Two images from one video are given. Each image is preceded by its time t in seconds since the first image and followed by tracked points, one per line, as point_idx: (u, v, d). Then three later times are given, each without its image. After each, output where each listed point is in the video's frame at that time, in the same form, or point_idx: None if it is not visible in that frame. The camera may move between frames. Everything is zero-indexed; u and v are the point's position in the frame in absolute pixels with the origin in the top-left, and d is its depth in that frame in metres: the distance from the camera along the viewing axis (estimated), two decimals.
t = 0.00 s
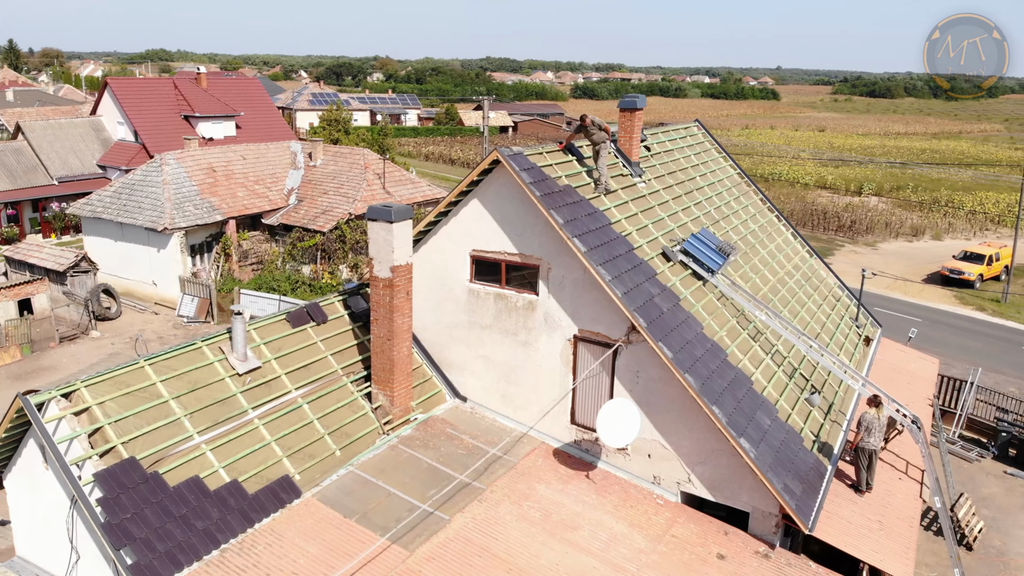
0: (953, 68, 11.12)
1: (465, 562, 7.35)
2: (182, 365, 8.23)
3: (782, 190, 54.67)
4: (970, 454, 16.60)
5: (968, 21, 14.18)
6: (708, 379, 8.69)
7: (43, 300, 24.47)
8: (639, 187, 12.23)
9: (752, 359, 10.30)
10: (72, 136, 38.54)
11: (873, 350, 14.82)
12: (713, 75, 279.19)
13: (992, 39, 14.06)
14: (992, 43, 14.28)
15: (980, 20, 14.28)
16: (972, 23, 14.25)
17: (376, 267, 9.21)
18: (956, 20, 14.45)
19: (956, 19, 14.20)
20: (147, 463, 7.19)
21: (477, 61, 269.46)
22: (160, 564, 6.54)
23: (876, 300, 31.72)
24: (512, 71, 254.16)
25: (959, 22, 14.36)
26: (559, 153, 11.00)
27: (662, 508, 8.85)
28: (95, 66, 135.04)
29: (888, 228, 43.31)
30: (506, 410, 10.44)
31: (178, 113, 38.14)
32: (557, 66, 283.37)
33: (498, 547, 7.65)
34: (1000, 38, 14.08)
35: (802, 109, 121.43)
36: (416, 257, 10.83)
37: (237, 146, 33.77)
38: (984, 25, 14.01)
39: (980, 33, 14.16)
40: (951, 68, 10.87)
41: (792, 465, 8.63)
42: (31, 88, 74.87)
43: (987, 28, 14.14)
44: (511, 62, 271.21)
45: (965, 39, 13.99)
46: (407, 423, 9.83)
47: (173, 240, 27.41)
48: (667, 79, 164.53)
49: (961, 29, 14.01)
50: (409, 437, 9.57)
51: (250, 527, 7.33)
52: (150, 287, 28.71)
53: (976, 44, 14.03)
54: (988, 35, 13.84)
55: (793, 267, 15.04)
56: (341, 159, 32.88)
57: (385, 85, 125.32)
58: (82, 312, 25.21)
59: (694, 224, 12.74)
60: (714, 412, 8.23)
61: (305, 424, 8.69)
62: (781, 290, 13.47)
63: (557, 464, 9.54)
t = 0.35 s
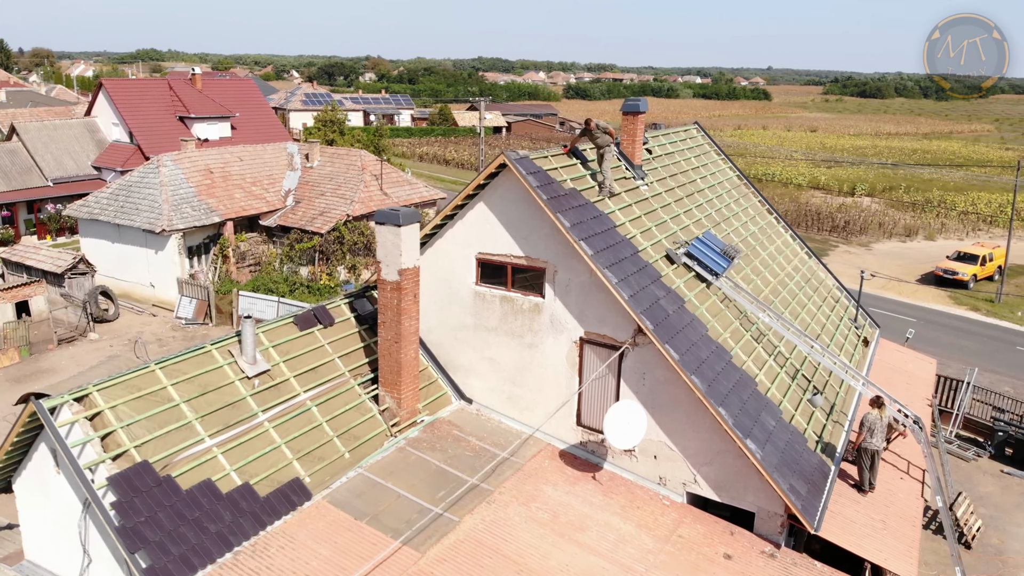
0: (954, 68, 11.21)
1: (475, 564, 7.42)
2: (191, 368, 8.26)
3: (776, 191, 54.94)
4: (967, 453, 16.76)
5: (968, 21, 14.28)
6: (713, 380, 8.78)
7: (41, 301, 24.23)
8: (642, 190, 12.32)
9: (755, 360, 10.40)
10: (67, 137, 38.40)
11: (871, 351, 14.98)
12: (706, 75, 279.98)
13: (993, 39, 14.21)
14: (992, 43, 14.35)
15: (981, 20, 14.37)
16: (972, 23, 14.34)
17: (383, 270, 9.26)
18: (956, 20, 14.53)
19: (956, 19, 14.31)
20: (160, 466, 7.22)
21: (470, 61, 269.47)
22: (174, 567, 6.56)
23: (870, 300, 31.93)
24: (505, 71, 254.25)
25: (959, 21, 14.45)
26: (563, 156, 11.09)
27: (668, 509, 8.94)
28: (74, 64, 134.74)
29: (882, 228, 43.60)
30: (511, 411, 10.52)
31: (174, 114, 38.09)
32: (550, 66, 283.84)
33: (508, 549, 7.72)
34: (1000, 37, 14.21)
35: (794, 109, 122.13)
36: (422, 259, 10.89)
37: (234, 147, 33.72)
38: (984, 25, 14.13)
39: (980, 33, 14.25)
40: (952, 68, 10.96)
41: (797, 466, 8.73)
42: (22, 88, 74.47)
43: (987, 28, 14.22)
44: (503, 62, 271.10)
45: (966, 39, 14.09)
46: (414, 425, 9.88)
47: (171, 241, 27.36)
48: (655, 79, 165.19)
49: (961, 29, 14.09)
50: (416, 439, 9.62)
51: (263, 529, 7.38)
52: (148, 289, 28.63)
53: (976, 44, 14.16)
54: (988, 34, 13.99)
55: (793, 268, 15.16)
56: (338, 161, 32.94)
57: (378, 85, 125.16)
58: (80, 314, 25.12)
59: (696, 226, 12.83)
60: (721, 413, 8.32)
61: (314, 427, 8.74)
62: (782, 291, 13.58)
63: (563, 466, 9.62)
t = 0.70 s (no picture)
0: (956, 68, 11.25)
1: (484, 567, 7.48)
2: (199, 373, 8.30)
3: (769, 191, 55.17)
4: (963, 453, 16.93)
5: (968, 21, 14.32)
6: (718, 383, 8.85)
7: (36, 304, 24.35)
8: (643, 193, 12.40)
9: (757, 362, 10.48)
10: (62, 139, 38.24)
11: (869, 351, 15.11)
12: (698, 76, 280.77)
13: (993, 39, 14.25)
14: (992, 43, 14.39)
15: (981, 20, 14.40)
16: (972, 23, 14.38)
17: (389, 274, 9.31)
18: (956, 20, 14.57)
19: (956, 19, 14.36)
20: (170, 471, 7.25)
21: (463, 61, 269.45)
22: (186, 571, 6.60)
23: (865, 301, 32.12)
24: (497, 71, 254.09)
25: (959, 21, 14.48)
26: (566, 160, 11.16)
27: (673, 510, 9.02)
28: (65, 63, 134.11)
29: (875, 229, 43.85)
30: (515, 414, 10.58)
31: (168, 116, 38.01)
32: (543, 67, 284.18)
33: (516, 551, 7.78)
34: (1000, 37, 14.26)
35: (785, 110, 122.61)
36: (426, 263, 10.94)
37: (230, 149, 33.64)
38: (985, 25, 14.16)
39: (980, 33, 14.28)
40: (953, 68, 11.01)
41: (799, 466, 8.82)
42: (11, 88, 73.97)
43: (987, 28, 14.26)
44: (495, 62, 271.17)
45: (966, 39, 14.11)
46: (419, 428, 9.92)
47: (168, 243, 27.29)
48: (647, 79, 165.48)
49: (961, 29, 14.12)
50: (422, 442, 9.67)
51: (272, 533, 7.41)
52: (145, 291, 28.57)
53: (976, 44, 14.19)
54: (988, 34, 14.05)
55: (792, 270, 15.28)
56: (334, 162, 32.93)
57: (370, 85, 124.94)
58: (78, 317, 25.04)
59: (696, 229, 12.92)
60: (725, 415, 8.40)
61: (321, 431, 8.78)
62: (782, 293, 13.67)
63: (567, 468, 9.69)
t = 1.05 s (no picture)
0: (956, 69, 11.31)
1: (493, 569, 7.51)
2: (206, 377, 8.31)
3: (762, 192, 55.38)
4: (960, 453, 17.07)
5: (969, 21, 14.35)
6: (722, 385, 8.91)
7: (33, 308, 24.18)
8: (645, 196, 12.46)
9: (759, 363, 10.55)
10: (55, 140, 38.06)
11: (868, 352, 15.21)
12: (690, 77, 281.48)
13: (994, 39, 14.29)
14: (992, 43, 14.41)
15: (982, 20, 14.44)
16: (972, 22, 14.42)
17: (394, 278, 9.34)
18: (957, 20, 14.60)
19: (957, 19, 14.40)
20: (178, 475, 7.26)
21: (455, 61, 269.08)
22: None
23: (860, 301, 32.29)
24: (489, 71, 254.00)
25: (960, 22, 14.52)
26: (569, 163, 11.21)
27: (677, 512, 9.07)
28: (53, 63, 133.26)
29: (868, 229, 44.08)
30: (519, 416, 10.62)
31: (162, 118, 37.90)
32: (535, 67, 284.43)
33: (523, 553, 7.82)
34: (1000, 37, 14.30)
35: (776, 110, 123.07)
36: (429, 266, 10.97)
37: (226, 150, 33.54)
38: (986, 25, 14.19)
39: (981, 33, 14.31)
40: (951, 68, 11.06)
41: (803, 467, 8.88)
42: None
43: (987, 28, 14.29)
44: (487, 62, 271.12)
45: (966, 39, 14.15)
46: (424, 431, 9.95)
47: (165, 246, 27.19)
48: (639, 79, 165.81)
49: (961, 29, 14.16)
50: (426, 445, 9.70)
51: (281, 537, 7.44)
52: (141, 294, 28.48)
53: (976, 44, 14.23)
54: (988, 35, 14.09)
55: (791, 271, 15.36)
56: (331, 164, 32.88)
57: (363, 86, 124.75)
58: (74, 319, 25.03)
59: (697, 231, 12.98)
60: (730, 417, 8.45)
61: (327, 434, 8.81)
62: (782, 295, 13.75)
63: (572, 470, 9.73)
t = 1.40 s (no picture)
0: (956, 68, 11.37)
1: (501, 570, 7.52)
2: (212, 379, 8.31)
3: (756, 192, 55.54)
4: (957, 451, 17.19)
5: (969, 21, 14.41)
6: (726, 385, 8.95)
7: (30, 309, 24.13)
8: (646, 196, 12.51)
9: (761, 363, 10.61)
10: (49, 142, 37.89)
11: (866, 351, 15.31)
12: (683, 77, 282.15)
13: (993, 39, 14.40)
14: (991, 43, 14.49)
15: (981, 20, 14.51)
16: (972, 23, 14.49)
17: (399, 279, 9.35)
18: (956, 20, 14.66)
19: (957, 19, 14.47)
20: (187, 478, 7.26)
21: (448, 61, 268.92)
22: None
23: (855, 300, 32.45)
24: (482, 71, 253.91)
25: (960, 22, 14.58)
26: (572, 165, 11.23)
27: (682, 512, 9.10)
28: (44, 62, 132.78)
29: (862, 229, 44.27)
30: (523, 417, 10.66)
31: (157, 118, 37.80)
32: (528, 67, 284.67)
33: (530, 553, 7.84)
34: (1000, 37, 14.40)
35: (768, 110, 123.42)
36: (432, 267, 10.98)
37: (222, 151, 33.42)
38: (985, 26, 14.27)
39: (980, 33, 14.39)
40: (952, 68, 11.11)
41: (807, 467, 8.93)
42: None
43: (987, 28, 14.35)
44: (480, 62, 271.08)
45: (966, 39, 14.20)
46: (429, 432, 9.96)
47: (161, 247, 27.07)
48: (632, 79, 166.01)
49: (961, 29, 14.23)
50: (432, 446, 9.71)
51: (290, 539, 7.44)
52: (138, 295, 28.37)
53: (975, 45, 14.31)
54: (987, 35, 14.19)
55: (790, 272, 15.42)
56: (327, 165, 32.81)
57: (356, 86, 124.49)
58: (71, 321, 24.91)
59: (697, 232, 13.02)
60: (735, 417, 8.48)
61: (334, 436, 8.82)
62: (781, 294, 13.80)
63: (577, 471, 9.76)
